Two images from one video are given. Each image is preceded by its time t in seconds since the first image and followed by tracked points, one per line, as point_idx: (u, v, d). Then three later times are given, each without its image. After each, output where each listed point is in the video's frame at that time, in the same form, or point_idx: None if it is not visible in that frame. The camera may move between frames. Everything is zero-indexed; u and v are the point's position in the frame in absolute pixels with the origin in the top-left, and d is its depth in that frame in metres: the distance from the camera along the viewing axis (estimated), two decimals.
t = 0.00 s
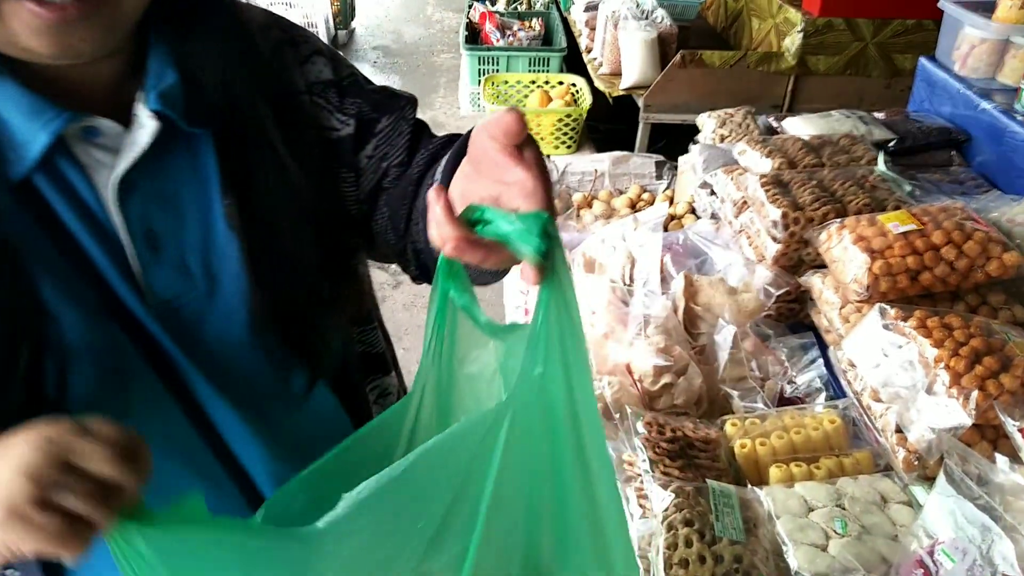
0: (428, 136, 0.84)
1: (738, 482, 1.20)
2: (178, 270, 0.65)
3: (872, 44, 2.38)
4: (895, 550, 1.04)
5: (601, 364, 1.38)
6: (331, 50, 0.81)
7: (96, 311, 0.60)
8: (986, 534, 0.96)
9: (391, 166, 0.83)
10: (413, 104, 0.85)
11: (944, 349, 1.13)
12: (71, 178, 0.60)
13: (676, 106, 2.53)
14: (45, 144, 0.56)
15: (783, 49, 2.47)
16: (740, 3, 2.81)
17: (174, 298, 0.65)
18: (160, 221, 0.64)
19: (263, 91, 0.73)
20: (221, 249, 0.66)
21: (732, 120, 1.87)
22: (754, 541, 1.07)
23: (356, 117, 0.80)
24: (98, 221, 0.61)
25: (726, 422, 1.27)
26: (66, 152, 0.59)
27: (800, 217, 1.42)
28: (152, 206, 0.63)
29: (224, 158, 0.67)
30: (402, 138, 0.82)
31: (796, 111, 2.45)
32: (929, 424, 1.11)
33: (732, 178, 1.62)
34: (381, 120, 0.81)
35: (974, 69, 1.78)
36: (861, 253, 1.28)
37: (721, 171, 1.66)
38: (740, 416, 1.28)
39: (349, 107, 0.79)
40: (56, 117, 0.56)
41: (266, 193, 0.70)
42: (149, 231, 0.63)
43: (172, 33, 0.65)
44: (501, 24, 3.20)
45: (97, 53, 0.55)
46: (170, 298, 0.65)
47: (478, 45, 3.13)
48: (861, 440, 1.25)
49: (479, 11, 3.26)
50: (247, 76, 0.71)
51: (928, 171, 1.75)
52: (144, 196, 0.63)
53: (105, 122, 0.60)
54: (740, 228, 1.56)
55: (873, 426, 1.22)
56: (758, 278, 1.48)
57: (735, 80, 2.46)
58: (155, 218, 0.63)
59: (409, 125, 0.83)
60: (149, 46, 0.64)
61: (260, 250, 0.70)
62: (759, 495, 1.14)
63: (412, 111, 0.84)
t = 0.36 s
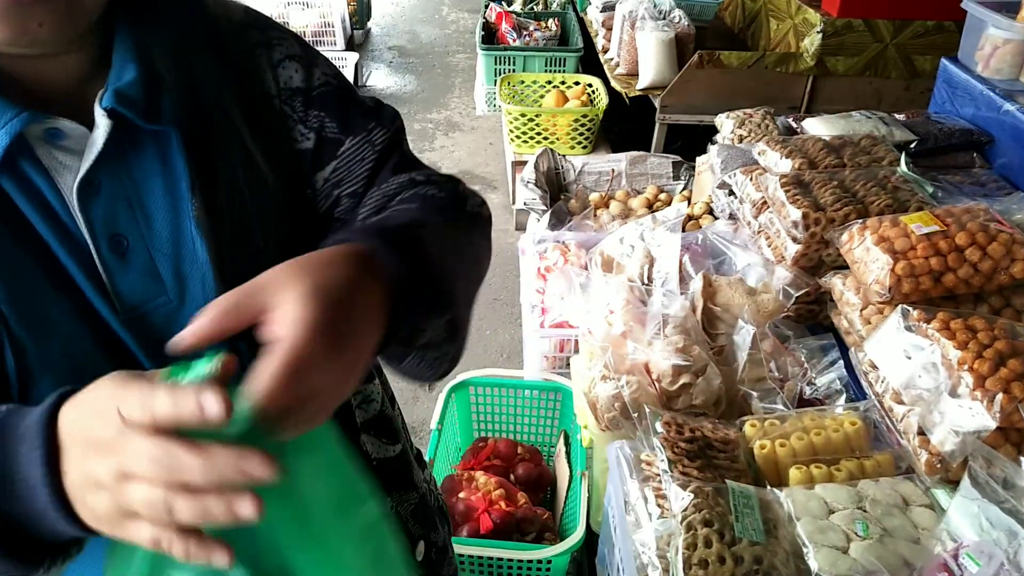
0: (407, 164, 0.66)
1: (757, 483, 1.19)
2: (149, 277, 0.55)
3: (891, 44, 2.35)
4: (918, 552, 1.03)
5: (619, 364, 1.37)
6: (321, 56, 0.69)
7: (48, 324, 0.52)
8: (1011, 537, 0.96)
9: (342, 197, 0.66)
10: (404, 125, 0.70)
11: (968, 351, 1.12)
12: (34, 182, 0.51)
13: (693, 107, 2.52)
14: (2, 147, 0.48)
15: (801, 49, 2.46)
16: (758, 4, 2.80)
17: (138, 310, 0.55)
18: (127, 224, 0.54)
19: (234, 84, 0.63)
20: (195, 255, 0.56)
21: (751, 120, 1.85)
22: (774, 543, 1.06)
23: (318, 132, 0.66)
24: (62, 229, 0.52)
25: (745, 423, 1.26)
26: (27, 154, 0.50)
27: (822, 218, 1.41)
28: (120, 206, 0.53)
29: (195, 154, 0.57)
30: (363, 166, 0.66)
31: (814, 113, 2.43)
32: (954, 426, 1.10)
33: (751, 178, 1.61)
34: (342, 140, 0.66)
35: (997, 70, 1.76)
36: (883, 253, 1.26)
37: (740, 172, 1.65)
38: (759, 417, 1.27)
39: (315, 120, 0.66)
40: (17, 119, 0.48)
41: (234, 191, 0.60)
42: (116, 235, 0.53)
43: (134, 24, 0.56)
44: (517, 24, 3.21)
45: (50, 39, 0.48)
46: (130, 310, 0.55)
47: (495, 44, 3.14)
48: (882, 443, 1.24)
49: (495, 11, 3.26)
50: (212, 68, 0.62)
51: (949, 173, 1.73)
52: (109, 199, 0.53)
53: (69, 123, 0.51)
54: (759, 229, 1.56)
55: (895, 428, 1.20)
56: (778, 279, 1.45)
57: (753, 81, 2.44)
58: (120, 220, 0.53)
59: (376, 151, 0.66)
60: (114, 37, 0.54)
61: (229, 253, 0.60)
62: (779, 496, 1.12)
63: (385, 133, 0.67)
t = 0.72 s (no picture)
0: (417, 185, 0.60)
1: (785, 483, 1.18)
2: (181, 265, 0.51)
3: (918, 45, 2.33)
4: (950, 553, 1.01)
5: (645, 360, 1.36)
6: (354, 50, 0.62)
7: (77, 312, 0.48)
8: None
9: (349, 203, 0.60)
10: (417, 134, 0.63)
11: (1003, 351, 1.11)
12: (62, 159, 0.47)
13: (717, 106, 2.50)
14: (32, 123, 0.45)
15: (827, 48, 2.43)
16: (783, 3, 2.78)
17: (168, 301, 0.51)
18: (156, 209, 0.50)
19: (271, 75, 0.58)
20: (225, 242, 0.52)
21: (777, 118, 1.84)
22: (804, 542, 1.04)
23: (332, 132, 0.59)
24: (88, 213, 0.48)
25: (773, 422, 1.25)
26: (56, 134, 0.47)
27: (851, 216, 1.39)
28: (150, 188, 0.50)
29: (229, 140, 0.53)
30: (368, 177, 0.59)
31: (839, 112, 2.41)
32: (988, 427, 1.09)
33: (778, 175, 1.59)
34: (355, 144, 0.59)
35: None
36: (916, 252, 1.25)
37: (767, 169, 1.63)
38: (787, 416, 1.25)
39: (332, 118, 0.59)
40: (51, 95, 0.45)
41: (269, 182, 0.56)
42: (145, 220, 0.50)
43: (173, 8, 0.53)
44: (538, 21, 3.20)
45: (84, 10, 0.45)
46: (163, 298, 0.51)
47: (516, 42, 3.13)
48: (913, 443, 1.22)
49: (517, 9, 3.26)
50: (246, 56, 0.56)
51: (979, 174, 1.71)
52: (140, 180, 0.49)
53: (100, 104, 0.48)
54: (787, 227, 1.54)
55: (927, 429, 1.19)
56: (805, 276, 1.45)
57: (777, 79, 2.42)
58: (150, 204, 0.50)
59: (386, 163, 0.59)
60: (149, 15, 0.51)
61: (258, 244, 0.55)
62: (808, 496, 1.11)
63: (400, 146, 0.60)
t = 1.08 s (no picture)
0: (456, 182, 0.59)
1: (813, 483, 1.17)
2: (232, 243, 0.54)
3: (945, 45, 2.31)
4: (982, 557, 0.99)
5: (671, 358, 1.35)
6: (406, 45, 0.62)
7: (132, 286, 0.52)
8: None
9: (388, 193, 0.59)
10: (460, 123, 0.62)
11: None
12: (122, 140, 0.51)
13: (741, 105, 2.49)
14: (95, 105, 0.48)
15: (853, 48, 2.41)
16: (808, 2, 2.75)
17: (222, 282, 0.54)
18: (211, 191, 0.53)
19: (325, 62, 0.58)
20: (278, 227, 0.54)
21: (804, 117, 1.82)
22: (833, 543, 1.03)
23: (375, 122, 0.58)
24: (149, 189, 0.52)
25: (801, 422, 1.23)
26: (117, 114, 0.50)
27: (882, 215, 1.38)
28: (205, 170, 0.52)
29: (287, 128, 0.55)
30: (407, 167, 0.58)
31: (865, 112, 2.39)
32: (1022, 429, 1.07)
33: (805, 174, 1.58)
34: (396, 134, 0.58)
35: None
36: (948, 251, 1.23)
37: (794, 168, 1.62)
38: (815, 416, 1.24)
39: (376, 108, 0.58)
40: (112, 76, 0.48)
41: (322, 173, 0.56)
42: (199, 202, 0.52)
43: None
44: (561, 20, 3.19)
45: None
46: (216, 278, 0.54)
47: (539, 40, 3.13)
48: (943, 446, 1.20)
49: (539, 7, 3.25)
50: (294, 50, 0.56)
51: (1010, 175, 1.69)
52: (195, 162, 0.52)
53: (160, 86, 0.50)
54: (814, 226, 1.53)
55: (959, 431, 1.18)
56: (834, 276, 1.43)
57: (803, 79, 2.40)
58: (206, 185, 0.52)
59: (426, 154, 0.58)
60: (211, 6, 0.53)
61: (315, 233, 0.56)
62: (837, 496, 1.09)
63: (441, 139, 0.59)
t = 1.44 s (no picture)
0: (468, 191, 0.60)
1: (831, 487, 1.16)
2: (250, 235, 0.59)
3: (969, 47, 2.27)
4: (1003, 564, 0.98)
5: (688, 358, 1.34)
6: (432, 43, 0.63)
7: (154, 270, 0.57)
8: None
9: (392, 196, 0.60)
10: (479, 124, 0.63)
11: None
12: (151, 134, 0.56)
13: (761, 106, 2.47)
14: (126, 96, 0.53)
15: (875, 49, 2.38)
16: (830, 3, 2.73)
17: (240, 270, 0.59)
18: (234, 185, 0.57)
19: (356, 55, 0.60)
20: (298, 222, 0.59)
21: (825, 118, 1.81)
22: (851, 547, 1.02)
23: (392, 123, 0.60)
24: (177, 182, 0.57)
25: (819, 424, 1.22)
26: (148, 105, 0.55)
27: (904, 217, 1.36)
28: (229, 163, 0.57)
29: (309, 124, 0.57)
30: (413, 171, 0.59)
31: (887, 114, 2.36)
32: None
33: (826, 175, 1.56)
34: (408, 137, 0.59)
35: None
36: (971, 254, 1.22)
37: (814, 169, 1.61)
38: (834, 419, 1.23)
39: (391, 110, 0.60)
40: (144, 67, 0.53)
41: (344, 170, 0.58)
42: (222, 197, 0.57)
43: None
44: (580, 19, 3.18)
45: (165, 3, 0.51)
46: (236, 268, 0.59)
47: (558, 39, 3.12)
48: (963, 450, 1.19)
49: (559, 7, 3.25)
50: (323, 45, 0.58)
51: None
52: (219, 156, 0.56)
53: (189, 81, 0.55)
54: (835, 227, 1.52)
55: (979, 436, 1.18)
56: (854, 277, 1.41)
57: (824, 80, 2.38)
58: (229, 178, 0.57)
59: (437, 159, 0.59)
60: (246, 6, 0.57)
61: (334, 229, 0.59)
62: (855, 500, 1.08)
63: (454, 144, 0.60)
